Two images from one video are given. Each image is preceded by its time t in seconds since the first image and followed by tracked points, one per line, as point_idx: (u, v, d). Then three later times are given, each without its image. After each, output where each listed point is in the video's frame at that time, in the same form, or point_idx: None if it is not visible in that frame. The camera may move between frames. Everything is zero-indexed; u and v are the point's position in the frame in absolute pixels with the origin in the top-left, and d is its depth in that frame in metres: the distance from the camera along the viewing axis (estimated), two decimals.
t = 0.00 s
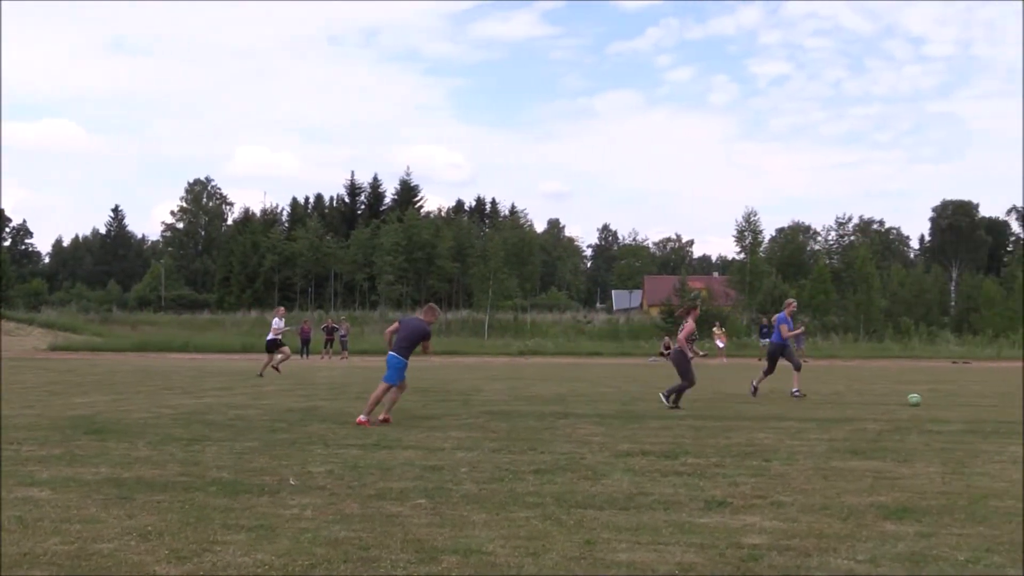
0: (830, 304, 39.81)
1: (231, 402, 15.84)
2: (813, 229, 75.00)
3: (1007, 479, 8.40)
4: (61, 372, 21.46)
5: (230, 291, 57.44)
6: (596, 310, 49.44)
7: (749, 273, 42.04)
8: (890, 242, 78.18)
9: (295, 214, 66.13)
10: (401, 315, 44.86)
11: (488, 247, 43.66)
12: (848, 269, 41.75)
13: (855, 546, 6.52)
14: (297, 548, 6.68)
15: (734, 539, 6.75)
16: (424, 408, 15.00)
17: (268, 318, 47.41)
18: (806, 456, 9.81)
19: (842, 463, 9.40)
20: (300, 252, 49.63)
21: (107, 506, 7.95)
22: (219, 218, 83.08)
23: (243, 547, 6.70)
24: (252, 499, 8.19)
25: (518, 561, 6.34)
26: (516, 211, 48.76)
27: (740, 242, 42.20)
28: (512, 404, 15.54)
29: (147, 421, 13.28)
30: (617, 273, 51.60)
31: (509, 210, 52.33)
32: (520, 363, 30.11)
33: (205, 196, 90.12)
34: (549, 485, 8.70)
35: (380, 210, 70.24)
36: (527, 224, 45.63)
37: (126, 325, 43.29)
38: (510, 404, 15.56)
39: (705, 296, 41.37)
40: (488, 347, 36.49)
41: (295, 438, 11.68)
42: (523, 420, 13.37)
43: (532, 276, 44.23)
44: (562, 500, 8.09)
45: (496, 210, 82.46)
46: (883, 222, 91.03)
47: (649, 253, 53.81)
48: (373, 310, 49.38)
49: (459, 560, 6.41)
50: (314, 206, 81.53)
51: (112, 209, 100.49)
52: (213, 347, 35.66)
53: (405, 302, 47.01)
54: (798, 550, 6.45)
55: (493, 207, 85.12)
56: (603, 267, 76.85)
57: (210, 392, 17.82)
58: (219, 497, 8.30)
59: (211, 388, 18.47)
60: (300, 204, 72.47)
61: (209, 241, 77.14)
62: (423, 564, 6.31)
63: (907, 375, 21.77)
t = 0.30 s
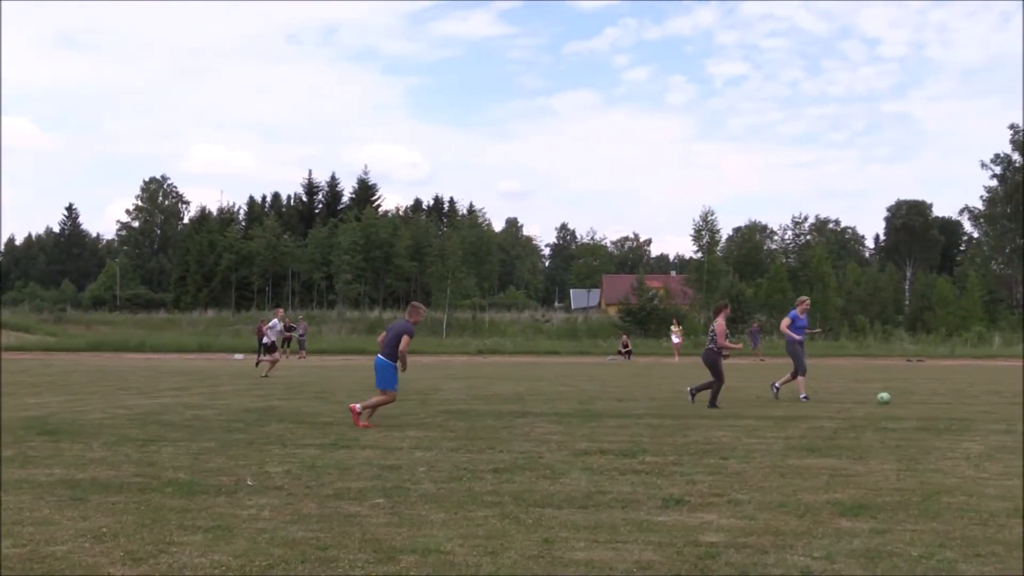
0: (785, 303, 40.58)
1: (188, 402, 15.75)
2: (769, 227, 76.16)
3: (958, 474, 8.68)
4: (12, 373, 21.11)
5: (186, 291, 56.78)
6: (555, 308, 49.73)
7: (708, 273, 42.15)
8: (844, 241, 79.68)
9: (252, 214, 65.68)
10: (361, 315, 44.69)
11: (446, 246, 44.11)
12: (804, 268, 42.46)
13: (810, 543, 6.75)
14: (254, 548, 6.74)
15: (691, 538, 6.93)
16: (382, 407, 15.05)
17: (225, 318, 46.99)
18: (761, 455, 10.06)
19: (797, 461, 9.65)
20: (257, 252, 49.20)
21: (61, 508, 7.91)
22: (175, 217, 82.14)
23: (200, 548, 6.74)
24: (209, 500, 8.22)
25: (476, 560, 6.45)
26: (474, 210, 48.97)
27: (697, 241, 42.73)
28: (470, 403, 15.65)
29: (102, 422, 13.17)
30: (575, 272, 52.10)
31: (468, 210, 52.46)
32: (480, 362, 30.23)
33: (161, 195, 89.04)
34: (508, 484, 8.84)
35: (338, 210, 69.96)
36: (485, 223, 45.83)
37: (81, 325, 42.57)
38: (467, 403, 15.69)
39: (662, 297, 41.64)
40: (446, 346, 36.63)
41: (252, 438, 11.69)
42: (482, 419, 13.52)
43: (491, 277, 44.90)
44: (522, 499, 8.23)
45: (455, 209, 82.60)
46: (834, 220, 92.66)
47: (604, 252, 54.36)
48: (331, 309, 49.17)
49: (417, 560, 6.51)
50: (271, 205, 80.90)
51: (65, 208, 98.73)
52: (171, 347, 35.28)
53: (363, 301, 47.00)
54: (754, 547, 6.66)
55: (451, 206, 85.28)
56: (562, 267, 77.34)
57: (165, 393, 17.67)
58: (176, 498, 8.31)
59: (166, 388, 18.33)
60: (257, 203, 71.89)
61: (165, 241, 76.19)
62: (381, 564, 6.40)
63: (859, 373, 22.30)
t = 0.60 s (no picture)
0: (746, 301, 41.02)
1: (147, 402, 15.43)
2: (729, 224, 77.01)
3: (915, 471, 8.78)
4: None
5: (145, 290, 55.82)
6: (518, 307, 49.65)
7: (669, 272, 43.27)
8: (803, 240, 80.83)
9: (213, 212, 64.87)
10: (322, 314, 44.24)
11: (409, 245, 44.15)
12: (764, 267, 43.24)
13: (772, 540, 6.75)
14: (214, 549, 6.57)
15: (654, 535, 6.91)
16: (345, 407, 14.87)
17: (185, 317, 46.27)
18: (722, 453, 10.10)
19: (759, 459, 9.70)
20: (218, 250, 48.62)
21: (16, 510, 7.67)
22: (134, 216, 80.86)
23: (159, 550, 6.56)
24: (168, 500, 8.01)
25: (438, 560, 6.36)
26: (436, 209, 48.92)
27: (658, 241, 43.16)
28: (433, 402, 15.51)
29: (58, 422, 12.83)
30: (538, 270, 51.72)
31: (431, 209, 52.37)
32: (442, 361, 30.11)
33: (119, 193, 87.62)
34: (470, 483, 8.75)
35: (299, 208, 69.33)
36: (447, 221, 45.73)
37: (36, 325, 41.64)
38: (430, 402, 15.57)
39: (623, 295, 41.30)
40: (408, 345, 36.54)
41: (212, 438, 11.45)
42: (445, 418, 13.40)
43: (452, 277, 44.90)
44: (485, 498, 8.15)
45: (418, 208, 82.37)
46: (793, 220, 94.04)
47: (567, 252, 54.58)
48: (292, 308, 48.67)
49: (380, 560, 6.39)
50: (232, 204, 79.97)
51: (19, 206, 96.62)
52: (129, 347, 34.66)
53: (324, 300, 46.56)
54: (717, 544, 6.65)
55: (414, 205, 85.03)
56: (524, 268, 77.48)
57: (123, 393, 17.30)
58: (135, 499, 8.09)
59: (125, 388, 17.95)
60: (217, 202, 71.07)
61: (124, 240, 74.94)
62: (343, 564, 6.27)
63: (818, 372, 22.56)
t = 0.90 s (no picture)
0: (712, 301, 41.21)
1: (111, 403, 15.14)
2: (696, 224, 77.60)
3: (879, 470, 8.85)
4: None
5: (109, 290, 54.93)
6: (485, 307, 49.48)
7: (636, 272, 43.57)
8: (769, 241, 81.67)
9: (179, 212, 64.02)
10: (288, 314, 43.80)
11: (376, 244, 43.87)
12: (730, 267, 43.39)
13: (738, 539, 6.75)
14: (179, 551, 6.41)
15: (621, 535, 6.88)
16: (312, 407, 14.70)
17: (150, 317, 45.61)
18: (689, 452, 10.10)
19: (725, 458, 9.72)
20: (183, 250, 48.04)
21: None
22: (98, 215, 79.60)
23: (123, 551, 6.39)
24: (132, 502, 7.82)
25: (404, 560, 6.26)
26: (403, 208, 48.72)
27: (624, 241, 43.45)
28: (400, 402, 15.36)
29: (20, 423, 12.53)
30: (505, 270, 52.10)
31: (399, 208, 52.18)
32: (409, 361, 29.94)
33: (84, 192, 86.27)
34: (436, 483, 8.65)
35: (266, 207, 68.66)
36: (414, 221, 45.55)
37: None
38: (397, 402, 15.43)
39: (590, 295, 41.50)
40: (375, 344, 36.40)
41: (177, 439, 11.24)
42: (412, 419, 13.27)
43: (419, 275, 45.09)
44: (452, 498, 8.06)
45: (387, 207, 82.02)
46: (759, 220, 95.02)
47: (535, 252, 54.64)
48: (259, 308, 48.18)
49: (346, 560, 6.29)
50: (198, 203, 79.02)
51: None
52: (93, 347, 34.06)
53: (291, 300, 46.10)
54: (683, 544, 6.63)
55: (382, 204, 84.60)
56: (492, 268, 77.47)
57: (87, 394, 16.95)
58: (98, 500, 7.90)
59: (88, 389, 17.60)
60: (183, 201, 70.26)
61: (88, 239, 73.74)
62: (309, 565, 6.15)
63: (783, 370, 22.72)
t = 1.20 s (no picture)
0: (690, 300, 41.35)
1: (86, 403, 14.92)
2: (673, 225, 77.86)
3: (855, 468, 8.88)
4: None
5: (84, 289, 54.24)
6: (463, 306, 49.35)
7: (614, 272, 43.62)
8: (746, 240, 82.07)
9: (154, 211, 63.35)
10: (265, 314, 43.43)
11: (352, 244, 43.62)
12: (707, 267, 43.54)
13: (715, 538, 6.74)
14: (155, 552, 6.31)
15: (599, 534, 6.85)
16: (289, 407, 14.55)
17: (124, 317, 45.08)
18: (667, 451, 10.10)
19: (703, 457, 9.72)
20: (159, 249, 47.55)
21: None
22: (73, 214, 78.65)
23: (98, 552, 6.27)
24: (108, 502, 7.69)
25: (382, 560, 6.19)
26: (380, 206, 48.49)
27: (602, 241, 43.53)
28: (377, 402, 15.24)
29: None
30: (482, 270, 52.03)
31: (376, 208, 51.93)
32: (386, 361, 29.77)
33: (58, 190, 85.16)
34: (413, 483, 8.58)
35: (243, 207, 68.09)
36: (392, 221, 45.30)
37: None
38: (375, 402, 15.31)
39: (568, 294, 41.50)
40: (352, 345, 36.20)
41: (153, 439, 11.09)
42: (389, 419, 13.17)
43: (397, 276, 44.41)
44: (429, 498, 7.99)
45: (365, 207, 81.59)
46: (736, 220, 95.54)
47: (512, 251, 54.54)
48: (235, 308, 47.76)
49: (323, 560, 6.21)
50: (174, 202, 78.25)
51: None
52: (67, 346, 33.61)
53: (268, 300, 45.71)
54: (661, 542, 6.61)
55: (360, 203, 84.16)
56: (470, 267, 77.33)
57: (61, 394, 16.69)
58: (73, 500, 7.76)
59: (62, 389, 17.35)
60: (158, 200, 69.54)
61: (63, 238, 72.84)
62: (285, 565, 6.07)
63: (760, 370, 22.80)
